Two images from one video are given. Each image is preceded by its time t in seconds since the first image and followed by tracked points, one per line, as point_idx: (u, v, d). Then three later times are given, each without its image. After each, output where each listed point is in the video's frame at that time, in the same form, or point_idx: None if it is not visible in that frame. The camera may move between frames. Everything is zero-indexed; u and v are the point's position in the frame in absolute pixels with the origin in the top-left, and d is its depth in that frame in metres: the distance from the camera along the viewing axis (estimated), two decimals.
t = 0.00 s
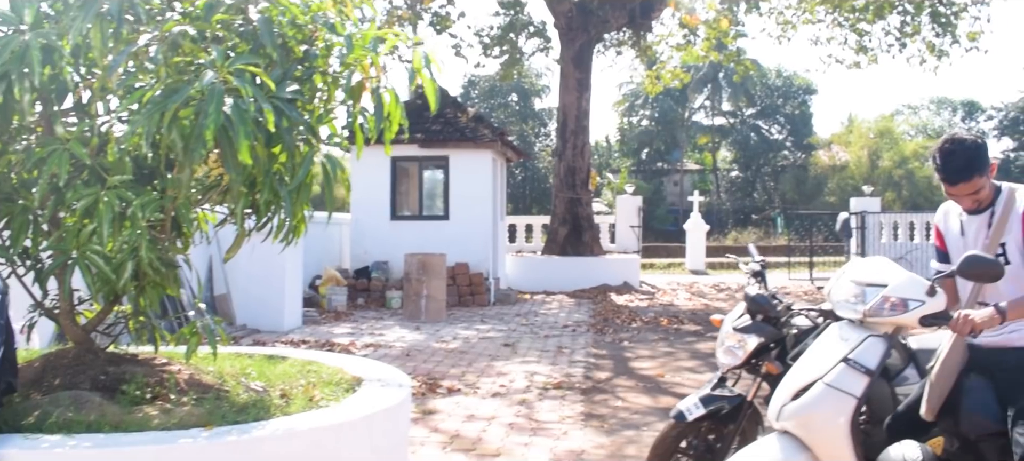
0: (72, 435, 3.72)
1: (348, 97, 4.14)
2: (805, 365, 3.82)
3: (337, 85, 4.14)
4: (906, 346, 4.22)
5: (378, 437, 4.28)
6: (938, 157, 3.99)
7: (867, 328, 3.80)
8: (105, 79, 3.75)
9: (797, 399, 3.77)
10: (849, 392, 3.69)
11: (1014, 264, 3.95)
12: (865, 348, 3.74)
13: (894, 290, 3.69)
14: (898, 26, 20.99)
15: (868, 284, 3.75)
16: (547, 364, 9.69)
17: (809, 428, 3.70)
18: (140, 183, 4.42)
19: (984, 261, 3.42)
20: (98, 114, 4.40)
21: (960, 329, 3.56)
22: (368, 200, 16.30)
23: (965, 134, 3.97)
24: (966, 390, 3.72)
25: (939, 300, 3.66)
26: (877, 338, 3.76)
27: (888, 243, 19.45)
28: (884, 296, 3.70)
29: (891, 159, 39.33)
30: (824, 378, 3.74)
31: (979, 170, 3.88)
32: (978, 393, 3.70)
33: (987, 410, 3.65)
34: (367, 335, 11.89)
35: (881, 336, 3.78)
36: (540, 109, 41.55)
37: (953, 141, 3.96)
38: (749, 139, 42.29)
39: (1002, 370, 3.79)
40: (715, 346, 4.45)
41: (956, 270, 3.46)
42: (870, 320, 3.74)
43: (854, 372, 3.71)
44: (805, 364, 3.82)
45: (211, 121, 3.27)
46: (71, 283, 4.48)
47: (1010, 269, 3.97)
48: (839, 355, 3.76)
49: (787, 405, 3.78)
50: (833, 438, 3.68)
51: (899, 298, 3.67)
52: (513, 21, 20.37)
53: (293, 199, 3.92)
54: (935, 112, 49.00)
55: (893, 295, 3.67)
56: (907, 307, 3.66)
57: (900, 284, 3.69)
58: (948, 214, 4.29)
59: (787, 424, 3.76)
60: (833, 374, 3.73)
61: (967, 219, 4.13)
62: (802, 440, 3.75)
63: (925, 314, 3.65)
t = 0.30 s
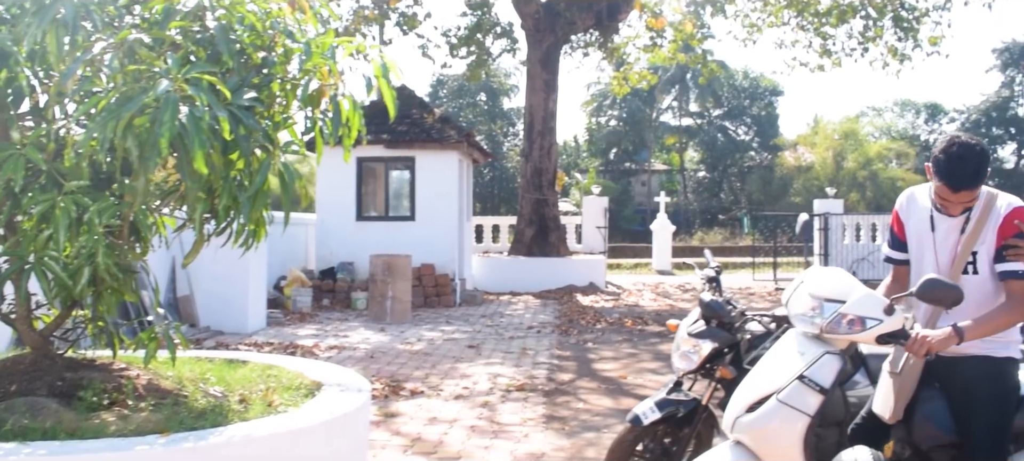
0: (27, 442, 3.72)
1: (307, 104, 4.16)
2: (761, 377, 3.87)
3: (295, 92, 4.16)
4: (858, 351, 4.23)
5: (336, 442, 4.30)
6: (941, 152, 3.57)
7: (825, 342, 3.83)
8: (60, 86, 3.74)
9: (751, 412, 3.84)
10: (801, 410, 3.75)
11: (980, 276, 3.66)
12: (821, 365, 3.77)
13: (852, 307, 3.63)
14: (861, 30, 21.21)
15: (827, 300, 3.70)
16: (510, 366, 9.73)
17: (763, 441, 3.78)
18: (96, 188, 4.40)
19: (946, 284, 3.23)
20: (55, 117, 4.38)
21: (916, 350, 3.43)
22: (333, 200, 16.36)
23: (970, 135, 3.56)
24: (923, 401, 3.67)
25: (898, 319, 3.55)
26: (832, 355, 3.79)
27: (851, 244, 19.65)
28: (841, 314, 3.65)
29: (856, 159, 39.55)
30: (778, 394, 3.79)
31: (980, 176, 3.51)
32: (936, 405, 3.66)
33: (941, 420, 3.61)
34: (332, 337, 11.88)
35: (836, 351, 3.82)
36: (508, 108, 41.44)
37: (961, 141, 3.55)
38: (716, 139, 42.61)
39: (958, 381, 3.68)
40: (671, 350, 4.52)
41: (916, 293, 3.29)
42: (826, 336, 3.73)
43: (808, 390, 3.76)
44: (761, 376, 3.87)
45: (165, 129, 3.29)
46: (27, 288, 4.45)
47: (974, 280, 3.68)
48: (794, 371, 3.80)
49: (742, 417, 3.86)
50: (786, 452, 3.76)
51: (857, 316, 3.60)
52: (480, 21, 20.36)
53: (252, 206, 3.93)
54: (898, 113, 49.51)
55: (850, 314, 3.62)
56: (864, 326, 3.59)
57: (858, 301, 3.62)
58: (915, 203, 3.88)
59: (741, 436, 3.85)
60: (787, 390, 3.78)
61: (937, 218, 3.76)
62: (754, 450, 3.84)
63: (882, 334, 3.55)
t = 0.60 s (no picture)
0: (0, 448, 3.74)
1: (279, 110, 4.20)
2: (730, 386, 3.77)
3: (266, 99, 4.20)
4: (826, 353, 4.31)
5: (309, 445, 4.33)
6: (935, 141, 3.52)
7: (794, 354, 3.70)
8: (30, 94, 3.76)
9: (720, 422, 3.77)
10: (768, 423, 3.66)
11: (957, 276, 3.61)
12: (790, 379, 3.66)
13: (823, 323, 3.52)
14: (840, 30, 21.38)
15: (798, 314, 3.59)
16: (489, 367, 9.79)
17: (731, 453, 3.72)
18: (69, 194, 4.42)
19: (918, 306, 3.21)
20: (27, 123, 4.39)
21: (887, 368, 3.37)
22: (313, 202, 16.34)
23: (971, 123, 3.50)
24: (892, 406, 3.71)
25: (869, 335, 3.44)
26: (801, 369, 3.67)
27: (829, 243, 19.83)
28: (813, 328, 3.55)
29: (837, 158, 39.96)
30: (746, 405, 3.70)
31: (981, 165, 3.45)
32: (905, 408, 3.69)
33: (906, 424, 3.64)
34: (312, 339, 11.89)
35: (805, 365, 3.69)
36: (491, 108, 41.36)
37: (962, 127, 3.49)
38: (698, 138, 42.78)
39: (925, 383, 3.64)
40: (641, 352, 4.57)
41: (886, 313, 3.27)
42: (797, 349, 3.63)
43: (777, 403, 3.66)
44: (730, 385, 3.77)
45: (134, 138, 3.35)
46: None
47: (949, 281, 3.63)
48: (764, 383, 3.69)
49: (711, 426, 3.79)
50: None
51: (828, 332, 3.50)
52: (459, 23, 20.39)
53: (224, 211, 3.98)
54: (879, 112, 49.71)
55: (821, 330, 3.52)
56: (835, 341, 3.49)
57: (830, 317, 3.51)
58: (888, 198, 3.78)
59: (710, 445, 3.79)
60: (756, 402, 3.69)
61: (915, 214, 3.68)
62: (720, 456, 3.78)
63: (853, 349, 3.46)
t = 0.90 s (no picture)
0: None
1: (263, 114, 4.26)
2: (709, 396, 3.68)
3: (250, 105, 4.25)
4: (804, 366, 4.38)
5: (293, 447, 4.36)
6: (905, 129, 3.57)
7: (773, 367, 3.59)
8: (14, 99, 3.80)
9: (699, 431, 3.67)
10: (747, 435, 3.56)
11: (928, 272, 3.62)
12: (769, 391, 3.55)
13: (807, 337, 3.39)
14: (835, 32, 21.40)
15: (780, 325, 3.46)
16: (479, 369, 9.82)
17: None
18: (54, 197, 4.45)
19: (900, 325, 3.15)
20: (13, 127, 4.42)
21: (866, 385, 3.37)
22: (307, 202, 16.36)
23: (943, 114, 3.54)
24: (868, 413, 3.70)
25: (852, 349, 3.34)
26: (780, 381, 3.55)
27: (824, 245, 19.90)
28: (796, 341, 3.41)
29: (833, 160, 40.05)
30: (725, 417, 3.59)
31: (952, 152, 3.51)
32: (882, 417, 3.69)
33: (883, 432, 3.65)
34: (304, 340, 11.91)
35: (784, 378, 3.57)
36: (487, 109, 41.30)
37: (934, 117, 3.54)
38: (694, 139, 42.82)
39: (902, 395, 3.65)
40: (623, 356, 4.60)
41: (874, 331, 3.19)
42: (779, 362, 3.50)
43: (755, 416, 3.55)
44: (708, 395, 3.68)
45: (115, 143, 3.39)
46: None
47: (920, 276, 3.63)
48: (743, 394, 3.58)
49: (690, 435, 3.69)
50: None
51: (811, 346, 3.38)
52: (455, 24, 20.41)
53: (208, 214, 4.00)
54: (876, 114, 49.67)
55: (806, 343, 3.38)
56: (817, 355, 3.37)
57: (817, 329, 3.38)
58: (857, 196, 3.82)
59: (687, 454, 3.69)
60: (734, 413, 3.58)
61: (885, 209, 3.71)
62: None
63: (834, 364, 3.36)
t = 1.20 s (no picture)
0: None
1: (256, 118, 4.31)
2: (694, 399, 3.72)
3: (243, 109, 4.30)
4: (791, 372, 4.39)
5: (285, 448, 4.40)
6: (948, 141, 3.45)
7: (758, 371, 3.62)
8: (7, 104, 3.85)
9: (684, 434, 3.71)
10: (729, 439, 3.60)
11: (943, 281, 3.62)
12: (752, 395, 3.58)
13: (791, 341, 3.46)
14: (833, 33, 21.40)
15: (765, 331, 3.52)
16: (475, 370, 9.86)
17: None
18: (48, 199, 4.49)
19: (883, 330, 3.19)
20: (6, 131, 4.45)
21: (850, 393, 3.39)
22: (305, 202, 16.38)
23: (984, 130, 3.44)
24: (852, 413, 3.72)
25: (835, 355, 3.42)
26: (764, 385, 3.59)
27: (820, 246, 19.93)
28: (780, 346, 3.47)
29: (832, 160, 39.97)
30: (708, 421, 3.63)
31: (991, 172, 3.40)
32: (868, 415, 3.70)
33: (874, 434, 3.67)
34: (300, 340, 11.95)
35: (768, 383, 3.61)
36: (487, 109, 41.31)
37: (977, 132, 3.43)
38: (693, 139, 42.84)
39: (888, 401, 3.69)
40: (613, 359, 4.64)
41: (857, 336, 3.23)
42: (763, 367, 3.55)
43: (739, 420, 3.59)
44: (694, 399, 3.72)
45: (106, 149, 3.43)
46: None
47: (934, 284, 3.63)
48: (727, 398, 3.62)
49: (675, 438, 3.75)
50: None
51: (795, 351, 3.44)
52: (452, 24, 20.44)
53: (200, 217, 4.04)
54: (874, 115, 49.52)
55: (790, 348, 3.45)
56: (801, 360, 3.43)
57: (796, 336, 3.46)
58: (882, 193, 3.76)
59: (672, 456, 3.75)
60: (718, 417, 3.62)
61: (906, 212, 3.66)
62: None
63: (817, 369, 3.42)
